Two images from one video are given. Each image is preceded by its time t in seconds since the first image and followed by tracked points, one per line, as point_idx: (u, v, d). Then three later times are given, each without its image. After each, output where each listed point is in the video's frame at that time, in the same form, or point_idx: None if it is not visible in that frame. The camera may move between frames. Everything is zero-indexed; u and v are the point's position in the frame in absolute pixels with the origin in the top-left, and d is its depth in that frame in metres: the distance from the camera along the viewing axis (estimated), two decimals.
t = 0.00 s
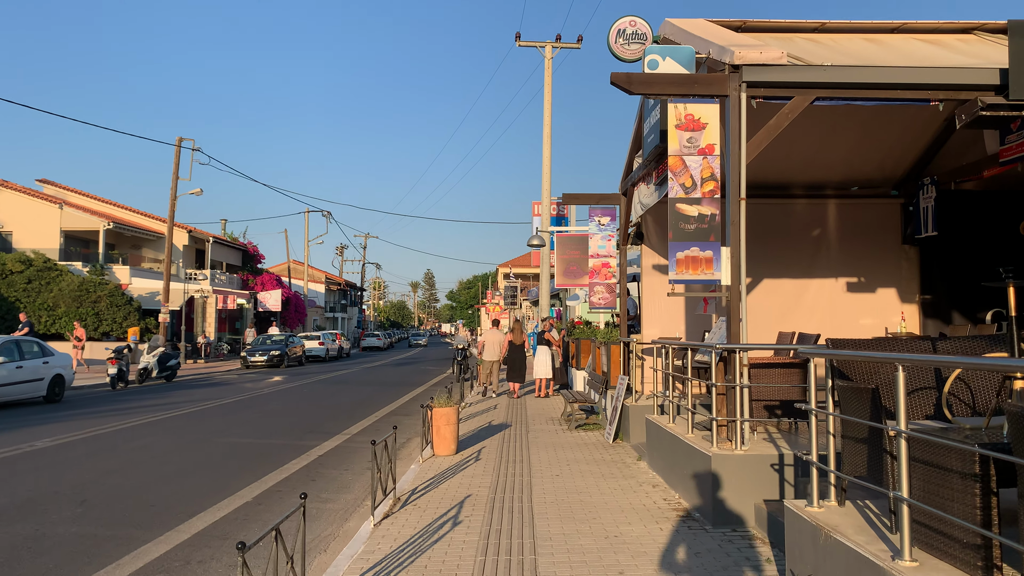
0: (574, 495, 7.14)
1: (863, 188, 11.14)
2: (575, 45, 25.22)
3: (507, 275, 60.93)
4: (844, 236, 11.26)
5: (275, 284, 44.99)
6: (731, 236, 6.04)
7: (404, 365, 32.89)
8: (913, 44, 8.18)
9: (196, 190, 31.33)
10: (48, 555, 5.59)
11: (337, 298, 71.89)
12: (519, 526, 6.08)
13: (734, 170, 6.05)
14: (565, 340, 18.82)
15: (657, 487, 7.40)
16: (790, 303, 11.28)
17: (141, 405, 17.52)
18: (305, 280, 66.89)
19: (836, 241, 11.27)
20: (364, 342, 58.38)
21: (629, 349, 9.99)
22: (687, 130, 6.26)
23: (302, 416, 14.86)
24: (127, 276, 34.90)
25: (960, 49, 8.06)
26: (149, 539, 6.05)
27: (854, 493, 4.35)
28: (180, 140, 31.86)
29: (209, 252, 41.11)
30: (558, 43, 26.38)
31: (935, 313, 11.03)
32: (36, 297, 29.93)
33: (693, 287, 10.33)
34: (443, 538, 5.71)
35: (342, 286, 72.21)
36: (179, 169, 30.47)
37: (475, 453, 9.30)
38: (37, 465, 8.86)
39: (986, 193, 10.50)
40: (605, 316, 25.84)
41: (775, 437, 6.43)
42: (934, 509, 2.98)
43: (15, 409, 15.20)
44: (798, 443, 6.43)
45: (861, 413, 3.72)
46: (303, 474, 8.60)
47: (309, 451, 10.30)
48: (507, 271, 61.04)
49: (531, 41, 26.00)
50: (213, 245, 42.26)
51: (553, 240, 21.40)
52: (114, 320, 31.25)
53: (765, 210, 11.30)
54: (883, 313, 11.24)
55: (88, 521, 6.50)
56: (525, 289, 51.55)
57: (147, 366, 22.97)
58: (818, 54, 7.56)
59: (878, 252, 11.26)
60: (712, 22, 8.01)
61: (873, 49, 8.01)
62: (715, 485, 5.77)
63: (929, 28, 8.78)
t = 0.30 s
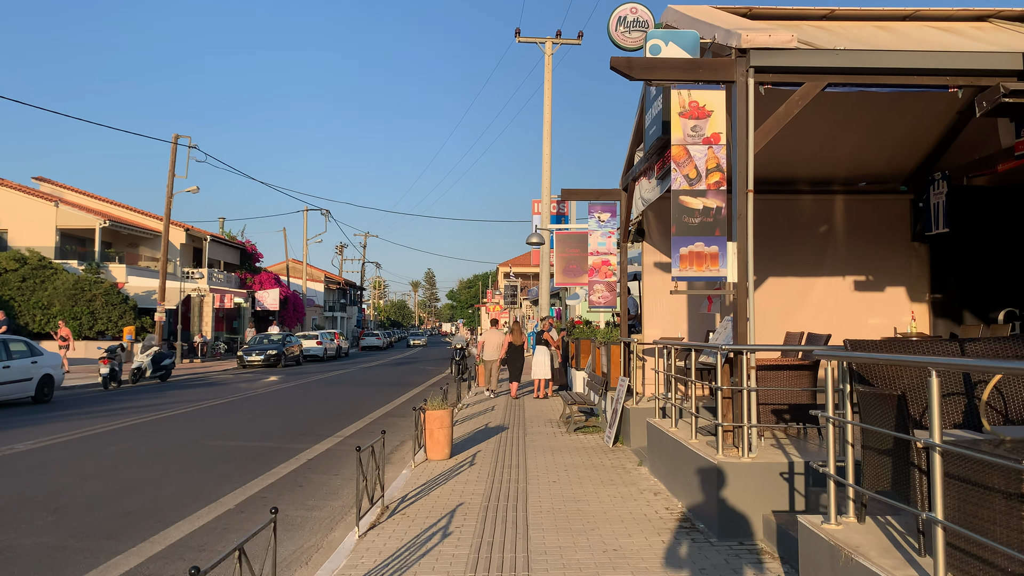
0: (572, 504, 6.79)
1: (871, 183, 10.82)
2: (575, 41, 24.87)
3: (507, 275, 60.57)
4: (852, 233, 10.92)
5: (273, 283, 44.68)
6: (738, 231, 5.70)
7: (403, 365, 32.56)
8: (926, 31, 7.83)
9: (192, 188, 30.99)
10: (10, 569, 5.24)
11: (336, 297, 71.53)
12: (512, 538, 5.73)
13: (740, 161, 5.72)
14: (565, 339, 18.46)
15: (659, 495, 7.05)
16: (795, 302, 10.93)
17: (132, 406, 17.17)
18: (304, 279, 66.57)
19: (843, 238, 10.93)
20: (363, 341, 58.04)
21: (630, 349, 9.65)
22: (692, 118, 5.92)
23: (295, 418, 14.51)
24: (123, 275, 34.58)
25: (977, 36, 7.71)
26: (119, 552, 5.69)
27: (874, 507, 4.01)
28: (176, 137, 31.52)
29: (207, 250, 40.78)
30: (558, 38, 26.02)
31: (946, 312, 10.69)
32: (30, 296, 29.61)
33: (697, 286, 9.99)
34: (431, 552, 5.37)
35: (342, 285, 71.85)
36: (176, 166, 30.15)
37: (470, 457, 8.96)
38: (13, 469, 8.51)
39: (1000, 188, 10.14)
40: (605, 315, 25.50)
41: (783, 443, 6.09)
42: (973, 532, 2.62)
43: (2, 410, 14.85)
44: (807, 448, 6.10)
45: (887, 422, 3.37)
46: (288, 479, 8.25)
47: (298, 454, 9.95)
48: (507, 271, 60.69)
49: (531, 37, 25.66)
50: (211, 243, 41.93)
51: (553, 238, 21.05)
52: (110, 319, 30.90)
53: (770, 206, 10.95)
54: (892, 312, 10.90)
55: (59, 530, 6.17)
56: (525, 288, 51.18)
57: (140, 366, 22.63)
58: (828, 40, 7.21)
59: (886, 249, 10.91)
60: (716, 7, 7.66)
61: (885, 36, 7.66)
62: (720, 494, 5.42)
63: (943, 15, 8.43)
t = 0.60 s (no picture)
0: (571, 515, 6.46)
1: (880, 180, 10.50)
2: (575, 37, 24.53)
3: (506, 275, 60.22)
4: (861, 231, 10.60)
5: (271, 281, 44.27)
6: (748, 228, 5.38)
7: (401, 365, 32.25)
8: (941, 20, 7.50)
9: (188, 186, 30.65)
10: None
11: (334, 297, 71.16)
12: (508, 553, 5.40)
13: (750, 153, 5.39)
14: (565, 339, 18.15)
15: (663, 505, 6.73)
16: (802, 302, 10.60)
17: (123, 407, 16.85)
18: (302, 278, 66.24)
19: (851, 235, 10.61)
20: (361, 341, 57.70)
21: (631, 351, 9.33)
22: (698, 107, 5.56)
23: (287, 420, 14.18)
24: (119, 274, 34.25)
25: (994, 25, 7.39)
26: (90, 566, 5.37)
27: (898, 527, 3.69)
28: (172, 135, 31.17)
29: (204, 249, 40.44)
30: (558, 35, 25.67)
31: (958, 313, 10.37)
32: (24, 295, 29.29)
33: (701, 285, 9.67)
34: (422, 568, 5.04)
35: (340, 284, 71.50)
36: (171, 164, 29.81)
37: (465, 463, 8.63)
38: None
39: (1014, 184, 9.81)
40: (605, 315, 25.16)
41: (794, 451, 5.79)
42: None
43: None
44: (820, 458, 5.79)
45: (922, 437, 3.03)
46: (277, 486, 7.93)
47: (288, 459, 9.63)
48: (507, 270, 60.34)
49: (531, 33, 25.32)
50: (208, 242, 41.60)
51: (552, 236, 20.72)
52: (105, 318, 30.54)
53: (776, 203, 10.61)
54: (901, 313, 10.59)
55: (30, 543, 5.84)
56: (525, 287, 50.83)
57: (134, 366, 22.30)
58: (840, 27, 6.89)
59: (896, 248, 10.59)
60: None
61: (899, 24, 7.34)
62: (729, 507, 5.10)
63: (957, 4, 8.10)
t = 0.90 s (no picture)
0: (574, 526, 6.13)
1: (889, 175, 10.18)
2: (576, 34, 24.26)
3: (506, 275, 59.89)
4: (870, 229, 10.28)
5: (269, 282, 43.62)
6: (761, 222, 5.06)
7: (399, 366, 31.91)
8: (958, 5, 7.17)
9: (184, 185, 30.32)
10: None
11: (333, 297, 70.80)
12: (507, 568, 5.08)
13: (763, 142, 5.06)
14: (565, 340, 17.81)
15: (670, 516, 6.39)
16: (809, 302, 10.29)
17: (115, 409, 16.51)
18: (300, 279, 65.92)
19: (861, 233, 10.29)
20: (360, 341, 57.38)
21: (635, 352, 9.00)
22: (708, 94, 5.25)
23: (282, 423, 13.85)
24: (115, 274, 33.93)
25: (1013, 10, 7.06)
26: None
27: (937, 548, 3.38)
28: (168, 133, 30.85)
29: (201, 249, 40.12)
30: (558, 32, 25.39)
31: (972, 313, 10.04)
32: (18, 296, 29.02)
33: (706, 284, 9.33)
34: None
35: (338, 285, 71.14)
36: (167, 162, 29.47)
37: (462, 469, 8.31)
38: None
39: None
40: (606, 315, 24.88)
41: (808, 460, 5.47)
42: None
43: None
44: (836, 466, 5.45)
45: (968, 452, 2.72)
46: (266, 494, 7.61)
47: (279, 465, 9.29)
48: (506, 271, 60.04)
49: (531, 30, 25.03)
50: (205, 242, 41.28)
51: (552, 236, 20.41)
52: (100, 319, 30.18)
53: (783, 200, 10.31)
54: (912, 313, 10.26)
55: None
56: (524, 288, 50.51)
57: (128, 368, 21.96)
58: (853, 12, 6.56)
59: (906, 245, 10.26)
60: None
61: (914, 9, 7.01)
62: (742, 521, 4.79)
63: None
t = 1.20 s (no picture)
0: (572, 538, 5.82)
1: (898, 171, 9.84)
2: (575, 30, 23.94)
3: (505, 274, 59.53)
4: (879, 226, 9.98)
5: (266, 281, 43.31)
6: (770, 217, 4.76)
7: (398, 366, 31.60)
8: None
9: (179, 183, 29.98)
10: None
11: (331, 296, 70.45)
12: None
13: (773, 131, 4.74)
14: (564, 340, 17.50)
15: (672, 526, 6.07)
16: (816, 301, 10.00)
17: (105, 411, 16.20)
18: (299, 278, 65.59)
19: (868, 230, 10.00)
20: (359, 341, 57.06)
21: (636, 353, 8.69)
22: (714, 80, 4.95)
23: (274, 425, 13.54)
24: (110, 273, 33.61)
25: None
26: None
27: None
28: (163, 131, 30.52)
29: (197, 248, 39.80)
30: (558, 28, 25.07)
31: (983, 313, 9.72)
32: (11, 295, 28.75)
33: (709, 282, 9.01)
34: None
35: (337, 284, 70.81)
36: (162, 160, 29.14)
37: (456, 475, 8.00)
38: None
39: None
40: (606, 315, 24.56)
41: (820, 470, 5.16)
42: None
43: None
44: (849, 475, 5.14)
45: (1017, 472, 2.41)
46: (251, 502, 7.30)
47: (268, 471, 8.97)
48: (506, 270, 59.73)
49: (530, 26, 24.71)
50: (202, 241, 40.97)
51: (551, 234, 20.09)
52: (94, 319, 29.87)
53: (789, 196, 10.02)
54: (921, 313, 9.96)
55: None
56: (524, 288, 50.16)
57: (121, 368, 21.65)
58: None
59: (916, 243, 9.95)
60: None
61: None
62: (751, 536, 4.47)
63: None
